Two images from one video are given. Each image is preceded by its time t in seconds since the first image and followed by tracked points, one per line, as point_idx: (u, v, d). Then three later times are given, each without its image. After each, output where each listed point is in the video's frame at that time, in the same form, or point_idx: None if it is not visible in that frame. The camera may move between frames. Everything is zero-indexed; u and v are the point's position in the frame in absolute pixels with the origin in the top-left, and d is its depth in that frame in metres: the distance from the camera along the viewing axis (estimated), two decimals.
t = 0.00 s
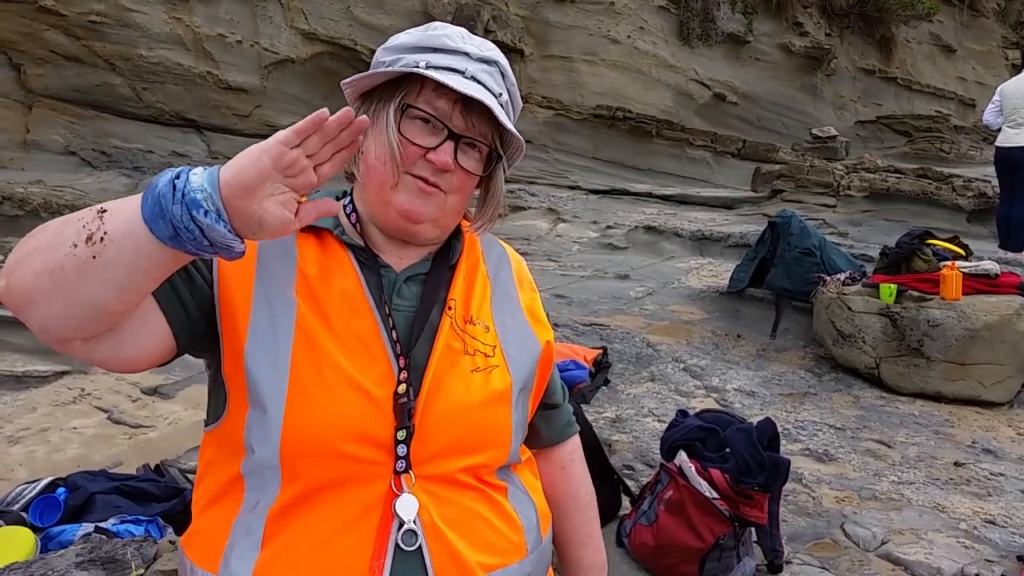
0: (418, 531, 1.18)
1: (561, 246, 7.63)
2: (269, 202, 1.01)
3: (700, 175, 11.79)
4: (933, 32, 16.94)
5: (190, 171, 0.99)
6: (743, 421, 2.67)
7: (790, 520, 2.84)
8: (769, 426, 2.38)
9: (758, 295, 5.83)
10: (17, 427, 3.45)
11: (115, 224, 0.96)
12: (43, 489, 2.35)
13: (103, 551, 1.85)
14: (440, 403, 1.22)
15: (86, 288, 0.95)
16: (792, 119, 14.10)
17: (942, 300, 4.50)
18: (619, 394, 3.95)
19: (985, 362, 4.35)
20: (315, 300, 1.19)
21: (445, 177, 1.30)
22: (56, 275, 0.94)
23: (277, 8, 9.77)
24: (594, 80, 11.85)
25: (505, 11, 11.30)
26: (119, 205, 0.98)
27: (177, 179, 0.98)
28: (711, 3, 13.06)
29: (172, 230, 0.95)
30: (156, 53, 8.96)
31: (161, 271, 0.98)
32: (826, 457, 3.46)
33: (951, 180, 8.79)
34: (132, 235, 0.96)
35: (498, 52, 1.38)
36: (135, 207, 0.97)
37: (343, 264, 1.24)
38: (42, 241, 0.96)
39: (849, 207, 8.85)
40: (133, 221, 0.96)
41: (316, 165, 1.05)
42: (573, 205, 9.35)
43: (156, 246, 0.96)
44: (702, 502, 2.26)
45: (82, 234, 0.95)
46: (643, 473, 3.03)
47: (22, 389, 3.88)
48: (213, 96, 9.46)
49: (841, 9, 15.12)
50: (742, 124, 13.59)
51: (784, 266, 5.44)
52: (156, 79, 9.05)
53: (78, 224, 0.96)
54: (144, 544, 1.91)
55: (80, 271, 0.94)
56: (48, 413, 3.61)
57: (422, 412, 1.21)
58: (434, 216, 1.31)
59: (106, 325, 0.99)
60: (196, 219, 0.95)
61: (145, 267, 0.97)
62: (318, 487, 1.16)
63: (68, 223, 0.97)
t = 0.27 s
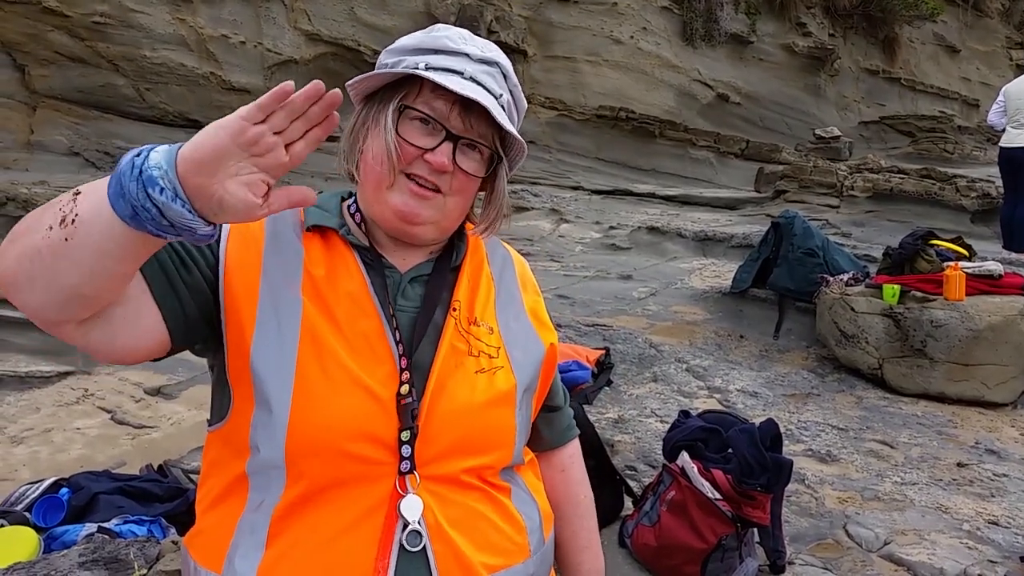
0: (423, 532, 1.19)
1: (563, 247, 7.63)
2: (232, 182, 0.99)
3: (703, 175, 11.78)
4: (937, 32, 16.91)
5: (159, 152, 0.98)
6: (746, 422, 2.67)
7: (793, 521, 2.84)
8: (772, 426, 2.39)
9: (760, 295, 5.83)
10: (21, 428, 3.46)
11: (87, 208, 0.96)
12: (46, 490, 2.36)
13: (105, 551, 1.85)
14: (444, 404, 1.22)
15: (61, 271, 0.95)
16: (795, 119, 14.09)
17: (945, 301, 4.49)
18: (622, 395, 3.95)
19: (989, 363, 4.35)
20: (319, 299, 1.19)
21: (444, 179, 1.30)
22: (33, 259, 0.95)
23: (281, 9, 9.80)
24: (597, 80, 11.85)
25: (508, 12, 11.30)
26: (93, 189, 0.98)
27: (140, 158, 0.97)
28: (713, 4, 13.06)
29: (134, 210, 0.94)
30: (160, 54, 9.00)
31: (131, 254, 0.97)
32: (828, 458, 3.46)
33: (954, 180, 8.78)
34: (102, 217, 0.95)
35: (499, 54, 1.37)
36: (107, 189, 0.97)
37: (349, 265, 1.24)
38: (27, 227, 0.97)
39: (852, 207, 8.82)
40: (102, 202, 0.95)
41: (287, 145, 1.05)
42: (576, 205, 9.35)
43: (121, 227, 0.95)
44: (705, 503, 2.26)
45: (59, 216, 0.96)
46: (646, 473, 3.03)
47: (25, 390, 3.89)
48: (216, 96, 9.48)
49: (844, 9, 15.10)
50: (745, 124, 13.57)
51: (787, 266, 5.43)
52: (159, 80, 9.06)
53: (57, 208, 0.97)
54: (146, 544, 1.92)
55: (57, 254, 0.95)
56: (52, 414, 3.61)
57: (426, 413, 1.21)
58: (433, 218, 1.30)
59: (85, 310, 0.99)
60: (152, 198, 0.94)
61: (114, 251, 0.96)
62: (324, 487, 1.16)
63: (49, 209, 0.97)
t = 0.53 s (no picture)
0: (427, 532, 1.19)
1: (567, 244, 7.63)
2: (243, 272, 1.02)
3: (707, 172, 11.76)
4: (942, 28, 16.84)
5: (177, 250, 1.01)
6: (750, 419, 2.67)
7: (797, 517, 2.83)
8: (776, 423, 2.38)
9: (764, 292, 5.82)
10: (25, 423, 3.47)
11: (105, 306, 1.00)
12: (50, 485, 2.37)
13: (110, 546, 1.86)
14: (450, 405, 1.21)
15: (90, 366, 1.02)
16: (799, 116, 14.06)
17: (949, 298, 4.48)
18: (625, 392, 3.95)
19: (994, 360, 4.34)
20: (323, 307, 1.19)
21: (449, 171, 1.30)
22: (62, 352, 1.02)
23: (284, 5, 9.80)
24: (601, 77, 11.84)
25: (512, 8, 11.28)
26: (109, 283, 1.02)
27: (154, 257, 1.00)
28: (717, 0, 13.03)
29: (153, 311, 1.00)
30: (163, 50, 8.99)
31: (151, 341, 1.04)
32: (832, 454, 3.46)
33: (959, 177, 8.75)
34: (121, 318, 1.01)
35: (501, 44, 1.37)
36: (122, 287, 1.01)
37: (355, 268, 1.24)
38: (45, 317, 1.02)
39: (856, 204, 8.79)
40: (119, 301, 1.00)
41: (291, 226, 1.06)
42: (579, 202, 9.35)
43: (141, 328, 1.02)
44: (708, 499, 2.26)
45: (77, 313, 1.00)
46: (649, 469, 3.03)
47: (30, 385, 3.90)
48: (219, 92, 9.47)
49: (849, 6, 15.06)
50: (749, 121, 13.55)
51: (792, 262, 5.41)
52: (163, 76, 9.07)
53: (73, 303, 1.01)
54: (151, 539, 1.92)
55: (82, 351, 1.01)
56: (56, 409, 3.63)
57: (432, 412, 1.20)
58: (440, 212, 1.31)
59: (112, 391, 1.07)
60: (169, 300, 0.98)
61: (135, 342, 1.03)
62: (329, 487, 1.16)
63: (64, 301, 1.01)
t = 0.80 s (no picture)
0: (423, 526, 1.16)
1: (568, 242, 7.63)
2: (245, 290, 1.02)
3: (709, 170, 11.75)
4: (943, 26, 16.82)
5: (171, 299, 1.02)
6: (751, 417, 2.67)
7: (797, 515, 2.83)
8: (777, 422, 2.38)
9: (766, 290, 5.81)
10: (27, 422, 3.47)
11: (142, 373, 1.03)
12: (52, 483, 2.37)
13: (112, 544, 1.86)
14: (446, 400, 1.19)
15: (148, 430, 1.06)
16: (801, 114, 14.04)
17: (951, 296, 4.48)
18: (627, 390, 3.95)
19: (995, 358, 4.33)
20: (318, 307, 1.17)
21: (429, 159, 1.29)
22: (123, 428, 1.06)
23: (285, 3, 9.80)
24: (603, 75, 11.82)
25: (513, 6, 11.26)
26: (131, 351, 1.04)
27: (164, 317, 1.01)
28: None
29: (191, 358, 1.02)
30: (164, 49, 8.98)
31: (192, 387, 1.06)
32: (834, 453, 3.46)
33: (960, 175, 8.74)
34: (158, 379, 1.04)
35: (464, 22, 1.35)
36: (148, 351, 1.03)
37: (349, 265, 1.23)
38: (93, 403, 1.06)
39: (857, 202, 8.77)
40: (154, 367, 1.03)
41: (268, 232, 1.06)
42: (580, 200, 9.35)
43: (182, 376, 1.05)
44: (709, 497, 2.27)
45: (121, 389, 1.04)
46: (650, 468, 3.03)
47: (31, 384, 3.91)
48: (220, 91, 9.46)
49: (850, 3, 15.04)
50: (751, 119, 13.54)
51: (793, 261, 5.41)
52: (164, 75, 9.07)
53: (112, 381, 1.04)
54: (153, 537, 1.93)
55: (136, 420, 1.05)
56: (58, 407, 3.63)
57: (428, 407, 1.18)
58: (427, 200, 1.31)
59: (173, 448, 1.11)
60: (202, 344, 1.00)
61: (178, 393, 1.05)
62: (326, 486, 1.14)
63: (103, 382, 1.05)
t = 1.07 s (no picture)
0: (424, 521, 1.15)
1: (569, 242, 7.63)
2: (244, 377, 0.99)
3: (709, 169, 11.74)
4: (943, 26, 16.82)
5: (172, 344, 1.00)
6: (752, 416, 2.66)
7: (798, 515, 2.83)
8: (778, 422, 2.37)
9: (766, 290, 5.81)
10: (27, 422, 3.47)
11: (151, 407, 1.05)
12: (53, 483, 2.37)
13: (113, 544, 1.85)
14: (443, 395, 1.17)
15: (162, 457, 1.08)
16: (801, 114, 14.03)
17: (951, 296, 4.48)
18: (627, 390, 3.95)
19: (996, 358, 4.33)
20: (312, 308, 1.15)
21: (411, 159, 1.25)
22: (136, 456, 1.08)
23: (285, 3, 9.81)
24: (603, 75, 11.83)
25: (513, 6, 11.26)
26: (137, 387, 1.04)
27: (163, 362, 1.00)
28: None
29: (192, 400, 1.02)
30: (164, 49, 9.00)
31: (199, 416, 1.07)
32: (834, 452, 3.45)
33: (960, 175, 8.74)
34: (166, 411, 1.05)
35: (432, 18, 1.30)
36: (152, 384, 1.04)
37: (340, 265, 1.20)
38: (107, 431, 1.08)
39: (858, 202, 8.76)
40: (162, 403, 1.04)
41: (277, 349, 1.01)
42: (581, 200, 9.35)
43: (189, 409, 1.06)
44: (710, 497, 2.26)
45: (134, 421, 1.06)
46: (651, 467, 3.03)
47: (31, 384, 3.90)
48: (220, 91, 9.45)
49: (850, 3, 15.04)
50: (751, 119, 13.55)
51: (793, 261, 5.41)
52: (164, 75, 9.07)
53: (125, 413, 1.07)
54: (153, 537, 1.92)
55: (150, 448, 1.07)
56: (58, 408, 3.63)
57: (425, 403, 1.16)
58: (414, 200, 1.28)
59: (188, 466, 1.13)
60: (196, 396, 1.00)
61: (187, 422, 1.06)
62: (326, 485, 1.13)
63: (116, 412, 1.07)
